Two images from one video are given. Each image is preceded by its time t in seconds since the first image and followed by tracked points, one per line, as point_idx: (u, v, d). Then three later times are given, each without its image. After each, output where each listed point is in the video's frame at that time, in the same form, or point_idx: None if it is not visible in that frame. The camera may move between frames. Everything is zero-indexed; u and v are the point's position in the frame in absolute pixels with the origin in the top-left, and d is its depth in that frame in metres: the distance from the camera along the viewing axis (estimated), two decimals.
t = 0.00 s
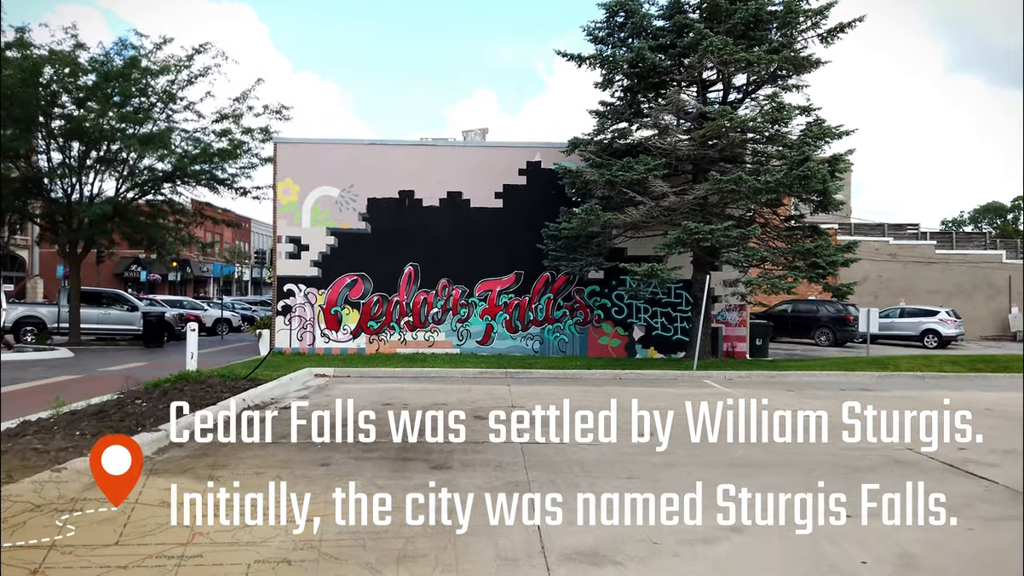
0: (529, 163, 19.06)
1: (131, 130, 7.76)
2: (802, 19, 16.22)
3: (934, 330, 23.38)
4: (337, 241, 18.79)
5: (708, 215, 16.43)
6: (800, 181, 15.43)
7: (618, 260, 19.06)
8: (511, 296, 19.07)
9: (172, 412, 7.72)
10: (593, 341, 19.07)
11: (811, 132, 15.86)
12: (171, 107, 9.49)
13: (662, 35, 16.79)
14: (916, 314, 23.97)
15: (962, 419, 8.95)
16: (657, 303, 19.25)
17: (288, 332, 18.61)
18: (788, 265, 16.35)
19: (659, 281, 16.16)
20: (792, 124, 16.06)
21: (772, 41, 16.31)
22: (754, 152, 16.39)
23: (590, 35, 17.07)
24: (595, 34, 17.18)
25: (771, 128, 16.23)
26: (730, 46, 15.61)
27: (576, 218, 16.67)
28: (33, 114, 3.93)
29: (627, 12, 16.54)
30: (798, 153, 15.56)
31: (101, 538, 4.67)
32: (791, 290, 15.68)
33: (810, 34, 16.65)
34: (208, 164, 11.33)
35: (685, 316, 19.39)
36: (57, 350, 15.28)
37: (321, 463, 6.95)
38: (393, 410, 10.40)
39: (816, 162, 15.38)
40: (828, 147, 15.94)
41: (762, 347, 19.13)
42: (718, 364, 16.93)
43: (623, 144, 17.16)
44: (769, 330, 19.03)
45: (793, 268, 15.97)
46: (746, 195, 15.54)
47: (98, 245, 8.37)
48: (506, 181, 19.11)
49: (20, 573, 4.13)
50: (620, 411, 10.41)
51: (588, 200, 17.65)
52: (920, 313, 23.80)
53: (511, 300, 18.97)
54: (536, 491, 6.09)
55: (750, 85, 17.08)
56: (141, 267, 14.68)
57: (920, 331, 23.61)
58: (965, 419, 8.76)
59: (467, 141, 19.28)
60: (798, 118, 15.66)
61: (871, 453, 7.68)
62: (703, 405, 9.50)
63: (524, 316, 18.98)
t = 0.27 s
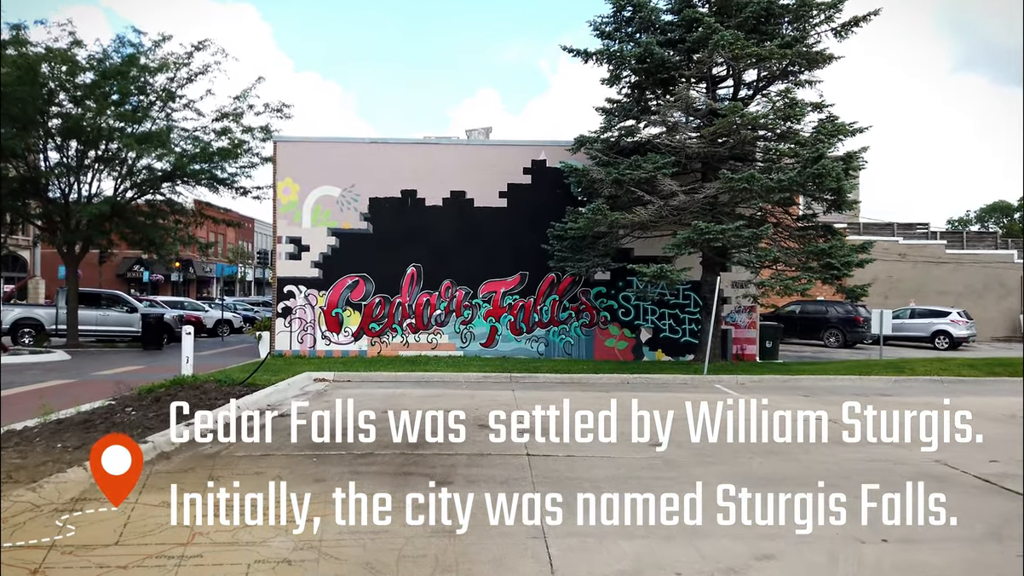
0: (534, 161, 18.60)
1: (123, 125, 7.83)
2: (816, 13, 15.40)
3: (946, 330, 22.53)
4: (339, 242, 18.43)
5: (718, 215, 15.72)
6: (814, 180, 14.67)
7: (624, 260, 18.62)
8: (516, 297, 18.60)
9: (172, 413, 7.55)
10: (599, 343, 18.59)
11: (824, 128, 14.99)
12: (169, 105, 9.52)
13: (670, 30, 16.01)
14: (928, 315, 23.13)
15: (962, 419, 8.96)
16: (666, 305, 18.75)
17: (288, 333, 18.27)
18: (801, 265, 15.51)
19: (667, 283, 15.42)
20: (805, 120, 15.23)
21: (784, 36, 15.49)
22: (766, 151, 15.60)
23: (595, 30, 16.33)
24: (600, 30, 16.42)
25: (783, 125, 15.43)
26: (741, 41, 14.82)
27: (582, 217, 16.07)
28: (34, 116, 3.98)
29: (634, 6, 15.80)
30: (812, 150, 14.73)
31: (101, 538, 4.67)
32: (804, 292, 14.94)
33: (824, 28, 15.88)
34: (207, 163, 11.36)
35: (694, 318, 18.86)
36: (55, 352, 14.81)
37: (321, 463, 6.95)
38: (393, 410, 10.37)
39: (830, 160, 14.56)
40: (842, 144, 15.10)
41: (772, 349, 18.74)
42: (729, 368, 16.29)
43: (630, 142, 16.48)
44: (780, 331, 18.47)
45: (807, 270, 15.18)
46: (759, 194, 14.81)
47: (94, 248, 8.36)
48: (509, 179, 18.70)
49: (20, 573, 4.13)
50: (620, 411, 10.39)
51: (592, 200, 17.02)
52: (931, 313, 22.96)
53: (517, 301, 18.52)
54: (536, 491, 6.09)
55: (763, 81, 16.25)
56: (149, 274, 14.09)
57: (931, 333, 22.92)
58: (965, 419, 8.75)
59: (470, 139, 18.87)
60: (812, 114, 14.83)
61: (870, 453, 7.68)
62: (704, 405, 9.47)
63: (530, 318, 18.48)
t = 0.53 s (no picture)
0: (539, 159, 18.25)
1: (124, 125, 7.80)
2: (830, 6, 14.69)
3: (957, 332, 21.43)
4: (340, 241, 18.16)
5: (729, 215, 15.00)
6: (829, 177, 13.95)
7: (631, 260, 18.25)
8: (521, 298, 18.31)
9: (172, 414, 7.43)
10: (606, 345, 18.18)
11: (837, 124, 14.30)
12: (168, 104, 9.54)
13: (679, 25, 15.28)
14: (938, 316, 22.11)
15: (963, 419, 8.94)
16: (674, 306, 18.31)
17: (289, 335, 18.03)
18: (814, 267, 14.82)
19: (677, 282, 14.94)
20: (819, 116, 14.50)
21: (798, 29, 14.71)
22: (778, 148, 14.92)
23: (602, 24, 15.62)
24: (607, 24, 15.72)
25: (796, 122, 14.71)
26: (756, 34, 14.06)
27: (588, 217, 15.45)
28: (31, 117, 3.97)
29: None
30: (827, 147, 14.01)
31: (101, 538, 4.68)
32: (818, 292, 14.15)
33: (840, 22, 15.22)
34: (208, 162, 11.41)
35: (704, 319, 18.42)
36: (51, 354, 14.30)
37: (320, 463, 6.96)
38: (393, 410, 10.38)
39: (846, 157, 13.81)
40: (857, 141, 14.37)
41: (782, 352, 18.03)
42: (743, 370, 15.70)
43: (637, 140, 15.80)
44: (790, 333, 17.99)
45: (823, 271, 14.41)
46: (773, 192, 14.06)
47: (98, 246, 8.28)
48: (515, 178, 18.38)
49: (20, 573, 4.14)
50: (620, 411, 10.39)
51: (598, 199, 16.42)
52: (942, 313, 21.89)
53: (521, 302, 18.22)
54: (535, 492, 6.08)
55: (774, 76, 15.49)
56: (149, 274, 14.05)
57: (941, 334, 21.87)
58: (965, 419, 8.74)
59: (473, 137, 18.52)
60: (826, 110, 14.10)
61: (869, 453, 7.69)
62: (704, 405, 9.47)
63: (534, 319, 18.21)
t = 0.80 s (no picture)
0: (543, 158, 17.81)
1: (122, 122, 7.60)
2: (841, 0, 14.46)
3: (967, 333, 21.01)
4: (340, 242, 17.64)
5: (738, 213, 14.76)
6: (842, 176, 13.51)
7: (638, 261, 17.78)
8: (525, 299, 17.90)
9: (172, 414, 7.41)
10: (612, 347, 17.83)
11: (846, 120, 14.00)
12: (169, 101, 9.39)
13: (688, 19, 15.02)
14: (949, 317, 21.62)
15: (963, 419, 8.95)
16: (681, 307, 17.94)
17: (288, 337, 17.45)
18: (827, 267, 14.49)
19: (686, 284, 14.54)
20: (829, 114, 14.25)
21: (809, 24, 14.47)
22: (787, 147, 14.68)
23: (609, 20, 15.37)
24: (614, 19, 15.48)
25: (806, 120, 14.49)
26: (766, 29, 13.84)
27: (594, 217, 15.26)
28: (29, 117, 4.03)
29: None
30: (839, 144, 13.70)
31: (101, 538, 4.68)
32: (832, 294, 13.74)
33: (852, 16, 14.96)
34: (208, 160, 11.22)
35: (710, 320, 18.09)
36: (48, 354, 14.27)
37: (320, 463, 6.96)
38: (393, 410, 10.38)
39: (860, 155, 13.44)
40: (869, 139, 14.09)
41: (792, 354, 17.83)
42: (753, 374, 15.34)
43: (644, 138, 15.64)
44: (800, 335, 17.77)
45: (835, 271, 14.12)
46: (785, 190, 13.77)
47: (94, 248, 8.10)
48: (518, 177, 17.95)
49: (20, 573, 4.14)
50: (620, 411, 10.41)
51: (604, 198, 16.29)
52: (953, 314, 21.39)
53: (525, 303, 17.82)
54: (536, 492, 6.09)
55: (783, 73, 15.29)
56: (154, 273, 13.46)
57: (953, 336, 21.41)
58: (965, 418, 8.75)
59: (477, 134, 18.00)
60: (838, 106, 13.84)
61: (869, 452, 7.71)
62: (704, 405, 9.48)
63: (539, 321, 17.81)
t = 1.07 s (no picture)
0: (546, 156, 17.64)
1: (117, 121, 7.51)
2: None
3: (977, 334, 20.94)
4: (340, 241, 17.58)
5: (746, 211, 14.65)
6: (855, 173, 13.35)
7: (644, 260, 17.66)
8: (529, 300, 17.68)
9: (171, 413, 7.34)
10: (617, 350, 17.59)
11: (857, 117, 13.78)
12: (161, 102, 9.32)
13: (696, 13, 14.82)
14: (959, 317, 21.49)
15: (963, 418, 8.95)
16: (688, 307, 17.74)
17: (287, 339, 17.38)
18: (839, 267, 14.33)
19: (694, 285, 14.24)
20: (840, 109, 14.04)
21: (820, 17, 14.26)
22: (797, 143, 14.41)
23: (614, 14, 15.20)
24: (619, 15, 15.34)
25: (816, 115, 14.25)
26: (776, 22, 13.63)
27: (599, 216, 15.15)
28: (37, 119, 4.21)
29: None
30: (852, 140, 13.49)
31: (101, 538, 4.68)
32: (846, 295, 13.58)
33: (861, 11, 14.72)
34: (206, 160, 11.24)
35: (718, 322, 17.79)
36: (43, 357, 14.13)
37: (320, 463, 6.96)
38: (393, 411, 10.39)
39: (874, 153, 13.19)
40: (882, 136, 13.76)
41: (802, 356, 17.46)
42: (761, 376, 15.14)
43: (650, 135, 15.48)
44: (809, 337, 17.44)
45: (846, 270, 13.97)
46: (794, 188, 13.62)
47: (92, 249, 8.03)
48: (522, 176, 17.75)
49: (20, 573, 4.14)
50: (621, 411, 10.43)
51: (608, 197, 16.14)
52: (964, 314, 21.27)
53: (529, 305, 17.60)
54: (536, 491, 6.09)
55: (793, 69, 15.04)
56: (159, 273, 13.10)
57: (963, 336, 21.28)
58: (964, 418, 8.78)
59: (479, 132, 17.88)
60: (850, 102, 13.64)
61: (868, 453, 7.72)
62: (704, 405, 9.49)
63: (543, 322, 17.59)
